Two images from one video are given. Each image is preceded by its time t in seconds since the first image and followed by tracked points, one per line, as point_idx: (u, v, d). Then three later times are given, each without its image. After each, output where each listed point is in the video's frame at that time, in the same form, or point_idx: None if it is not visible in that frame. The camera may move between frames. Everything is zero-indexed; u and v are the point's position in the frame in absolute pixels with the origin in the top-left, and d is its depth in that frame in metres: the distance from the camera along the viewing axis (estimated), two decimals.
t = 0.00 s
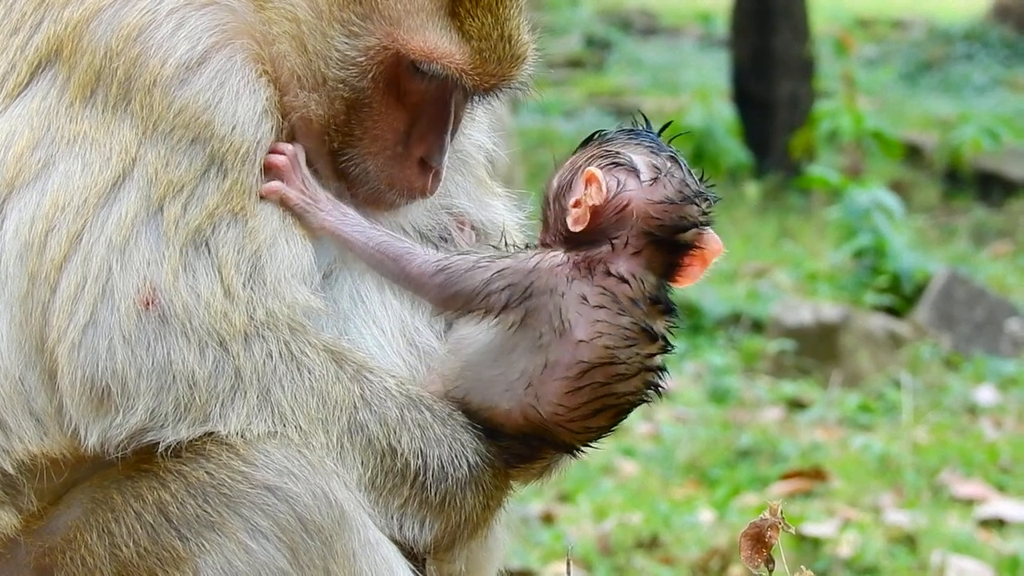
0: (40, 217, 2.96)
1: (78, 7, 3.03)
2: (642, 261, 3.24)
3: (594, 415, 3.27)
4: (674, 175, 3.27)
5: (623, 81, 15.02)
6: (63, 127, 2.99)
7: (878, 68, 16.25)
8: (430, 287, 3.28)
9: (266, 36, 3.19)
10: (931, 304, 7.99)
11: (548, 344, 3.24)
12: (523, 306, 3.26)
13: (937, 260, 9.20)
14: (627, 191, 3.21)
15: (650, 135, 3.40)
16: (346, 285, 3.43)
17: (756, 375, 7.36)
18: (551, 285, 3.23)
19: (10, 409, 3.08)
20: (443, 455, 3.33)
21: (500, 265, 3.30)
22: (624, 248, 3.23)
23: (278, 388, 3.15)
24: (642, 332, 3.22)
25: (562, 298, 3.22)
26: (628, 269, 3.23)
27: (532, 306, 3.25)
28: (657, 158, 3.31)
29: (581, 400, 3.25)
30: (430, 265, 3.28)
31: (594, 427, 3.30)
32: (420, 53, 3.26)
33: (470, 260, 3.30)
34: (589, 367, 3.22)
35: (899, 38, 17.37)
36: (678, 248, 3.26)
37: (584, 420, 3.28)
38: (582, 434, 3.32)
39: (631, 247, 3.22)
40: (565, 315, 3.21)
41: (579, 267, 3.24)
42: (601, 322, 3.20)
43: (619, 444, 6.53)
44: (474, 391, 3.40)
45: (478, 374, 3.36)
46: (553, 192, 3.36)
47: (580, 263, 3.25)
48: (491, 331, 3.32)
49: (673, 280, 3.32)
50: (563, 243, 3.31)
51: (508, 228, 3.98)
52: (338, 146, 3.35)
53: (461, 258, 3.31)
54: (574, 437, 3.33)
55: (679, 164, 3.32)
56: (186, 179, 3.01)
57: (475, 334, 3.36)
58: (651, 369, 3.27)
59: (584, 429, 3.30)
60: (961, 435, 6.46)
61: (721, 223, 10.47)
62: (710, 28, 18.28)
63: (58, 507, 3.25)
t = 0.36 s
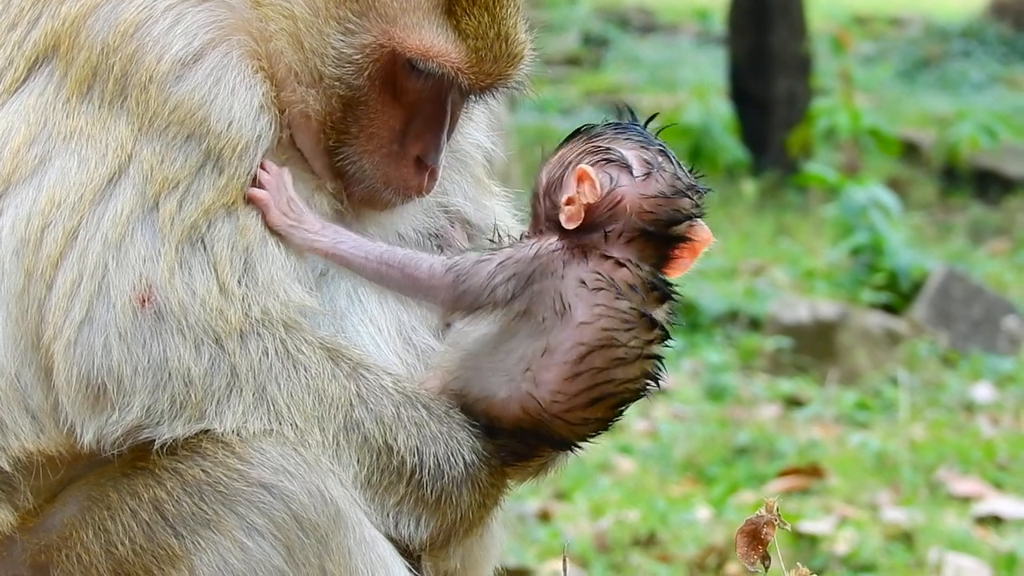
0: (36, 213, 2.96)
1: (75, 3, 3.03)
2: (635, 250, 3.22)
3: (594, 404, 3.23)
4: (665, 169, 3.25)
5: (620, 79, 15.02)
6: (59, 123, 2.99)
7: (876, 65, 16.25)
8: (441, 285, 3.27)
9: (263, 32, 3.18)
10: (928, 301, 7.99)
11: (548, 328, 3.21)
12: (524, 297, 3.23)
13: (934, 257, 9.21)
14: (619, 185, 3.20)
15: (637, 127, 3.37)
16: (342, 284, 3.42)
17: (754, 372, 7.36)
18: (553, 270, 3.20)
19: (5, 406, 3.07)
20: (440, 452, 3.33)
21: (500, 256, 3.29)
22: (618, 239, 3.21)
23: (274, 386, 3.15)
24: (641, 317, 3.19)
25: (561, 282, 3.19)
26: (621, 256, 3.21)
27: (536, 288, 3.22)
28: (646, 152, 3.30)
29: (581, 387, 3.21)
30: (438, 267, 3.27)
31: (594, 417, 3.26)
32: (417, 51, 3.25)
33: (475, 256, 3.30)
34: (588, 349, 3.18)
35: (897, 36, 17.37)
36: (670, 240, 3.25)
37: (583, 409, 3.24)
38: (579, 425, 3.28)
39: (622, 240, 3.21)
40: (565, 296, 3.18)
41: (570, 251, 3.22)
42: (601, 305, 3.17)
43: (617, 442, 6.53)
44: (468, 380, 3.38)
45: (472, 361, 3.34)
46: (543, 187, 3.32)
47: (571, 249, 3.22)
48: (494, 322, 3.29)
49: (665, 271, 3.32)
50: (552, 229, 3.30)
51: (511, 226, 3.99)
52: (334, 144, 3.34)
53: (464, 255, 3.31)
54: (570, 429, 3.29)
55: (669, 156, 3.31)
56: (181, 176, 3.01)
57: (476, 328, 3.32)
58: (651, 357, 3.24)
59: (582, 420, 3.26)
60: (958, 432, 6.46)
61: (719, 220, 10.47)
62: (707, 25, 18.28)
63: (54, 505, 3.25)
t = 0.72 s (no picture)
0: (33, 212, 2.94)
1: None
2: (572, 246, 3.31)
3: (563, 314, 3.33)
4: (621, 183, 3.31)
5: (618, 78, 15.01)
6: (55, 121, 2.98)
7: (873, 63, 16.25)
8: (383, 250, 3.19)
9: (256, 28, 3.17)
10: (926, 299, 7.99)
11: (489, 279, 3.32)
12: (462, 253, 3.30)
13: (932, 254, 9.21)
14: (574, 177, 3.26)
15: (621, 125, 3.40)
16: (338, 285, 3.43)
17: (751, 370, 7.34)
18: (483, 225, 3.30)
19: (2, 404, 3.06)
20: (440, 448, 3.32)
21: (432, 214, 3.29)
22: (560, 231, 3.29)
23: (273, 382, 3.15)
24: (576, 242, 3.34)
25: (490, 236, 3.30)
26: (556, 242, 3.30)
27: (468, 243, 3.30)
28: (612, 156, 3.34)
29: (542, 309, 3.31)
30: (387, 232, 3.20)
31: (567, 331, 3.34)
32: (408, 47, 3.25)
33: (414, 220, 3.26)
34: (533, 275, 3.30)
35: (894, 33, 17.36)
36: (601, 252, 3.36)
37: (554, 328, 3.33)
38: (561, 346, 3.35)
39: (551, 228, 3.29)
40: (499, 246, 3.29)
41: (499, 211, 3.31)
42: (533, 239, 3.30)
43: (614, 439, 6.51)
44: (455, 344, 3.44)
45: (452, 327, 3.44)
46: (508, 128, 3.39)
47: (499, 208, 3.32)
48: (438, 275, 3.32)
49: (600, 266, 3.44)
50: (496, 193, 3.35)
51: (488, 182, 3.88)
52: (328, 141, 3.35)
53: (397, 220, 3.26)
54: (557, 356, 3.36)
55: (630, 168, 3.36)
56: (173, 168, 3.02)
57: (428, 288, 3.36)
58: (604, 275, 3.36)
59: (559, 338, 3.34)
60: (955, 429, 6.46)
61: (716, 216, 10.45)
62: (705, 23, 18.25)
63: (51, 502, 3.24)
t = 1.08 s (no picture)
0: (28, 205, 2.95)
1: None
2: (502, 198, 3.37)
3: (514, 298, 3.39)
4: (515, 119, 3.35)
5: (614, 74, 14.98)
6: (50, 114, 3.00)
7: (870, 59, 16.23)
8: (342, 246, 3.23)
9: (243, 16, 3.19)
10: (922, 295, 7.99)
11: (439, 276, 3.33)
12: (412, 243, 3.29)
13: (927, 250, 9.21)
14: (468, 128, 3.36)
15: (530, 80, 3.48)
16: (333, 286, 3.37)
17: (747, 365, 7.33)
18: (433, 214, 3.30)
19: None
20: (437, 441, 3.33)
21: (382, 211, 3.29)
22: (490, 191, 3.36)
23: (270, 375, 3.15)
24: (513, 229, 3.39)
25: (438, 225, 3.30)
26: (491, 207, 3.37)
27: (417, 233, 3.29)
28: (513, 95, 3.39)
29: (496, 296, 3.37)
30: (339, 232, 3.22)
31: (523, 312, 3.42)
32: (391, 34, 3.26)
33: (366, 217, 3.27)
34: (484, 265, 3.34)
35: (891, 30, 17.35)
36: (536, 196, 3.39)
37: (509, 310, 3.40)
38: (520, 324, 3.43)
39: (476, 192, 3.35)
40: (447, 235, 3.30)
41: (440, 200, 3.31)
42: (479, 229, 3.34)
43: (610, 435, 6.50)
44: (421, 349, 3.45)
45: (412, 327, 3.43)
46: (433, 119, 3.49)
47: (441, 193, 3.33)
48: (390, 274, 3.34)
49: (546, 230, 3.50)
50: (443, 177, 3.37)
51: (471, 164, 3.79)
52: (313, 132, 3.36)
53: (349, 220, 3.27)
54: (521, 331, 3.44)
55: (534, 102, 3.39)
56: (164, 161, 3.03)
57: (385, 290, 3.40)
58: (546, 256, 3.46)
59: (516, 320, 3.42)
60: (951, 426, 6.46)
61: (712, 212, 10.44)
62: (701, 20, 18.23)
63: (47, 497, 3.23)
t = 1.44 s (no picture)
0: (16, 203, 2.99)
1: None
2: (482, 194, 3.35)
3: (504, 303, 3.35)
4: (484, 113, 3.33)
5: (614, 74, 14.97)
6: (37, 113, 3.04)
7: (871, 59, 16.23)
8: (326, 247, 3.18)
9: None
10: (922, 296, 7.99)
11: (430, 277, 3.30)
12: (405, 242, 3.27)
13: (928, 251, 9.21)
14: (442, 127, 3.36)
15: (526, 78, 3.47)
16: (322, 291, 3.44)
17: (746, 365, 7.32)
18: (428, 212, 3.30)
19: None
20: (442, 422, 3.33)
21: (375, 216, 3.27)
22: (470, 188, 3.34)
23: (268, 373, 3.16)
24: (503, 231, 3.35)
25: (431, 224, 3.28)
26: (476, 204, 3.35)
27: (409, 234, 3.27)
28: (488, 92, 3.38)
29: (485, 302, 3.34)
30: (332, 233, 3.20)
31: (515, 315, 3.37)
32: None
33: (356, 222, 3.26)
34: (475, 270, 3.30)
35: (891, 30, 17.35)
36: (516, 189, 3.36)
37: (501, 314, 3.36)
38: (513, 327, 3.39)
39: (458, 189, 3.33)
40: (439, 235, 3.28)
41: (430, 203, 3.30)
42: (469, 231, 3.31)
43: (609, 434, 6.49)
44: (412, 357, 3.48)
45: (401, 337, 3.47)
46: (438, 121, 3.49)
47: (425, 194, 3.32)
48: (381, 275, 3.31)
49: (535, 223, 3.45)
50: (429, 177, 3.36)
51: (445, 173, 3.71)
52: (286, 103, 3.26)
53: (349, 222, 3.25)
54: (514, 334, 3.41)
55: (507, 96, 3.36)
56: (143, 164, 3.06)
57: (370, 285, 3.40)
58: (535, 256, 3.40)
59: (508, 322, 3.38)
60: (950, 426, 6.47)
61: (712, 212, 10.44)
62: (702, 19, 18.23)
63: (48, 495, 3.25)
